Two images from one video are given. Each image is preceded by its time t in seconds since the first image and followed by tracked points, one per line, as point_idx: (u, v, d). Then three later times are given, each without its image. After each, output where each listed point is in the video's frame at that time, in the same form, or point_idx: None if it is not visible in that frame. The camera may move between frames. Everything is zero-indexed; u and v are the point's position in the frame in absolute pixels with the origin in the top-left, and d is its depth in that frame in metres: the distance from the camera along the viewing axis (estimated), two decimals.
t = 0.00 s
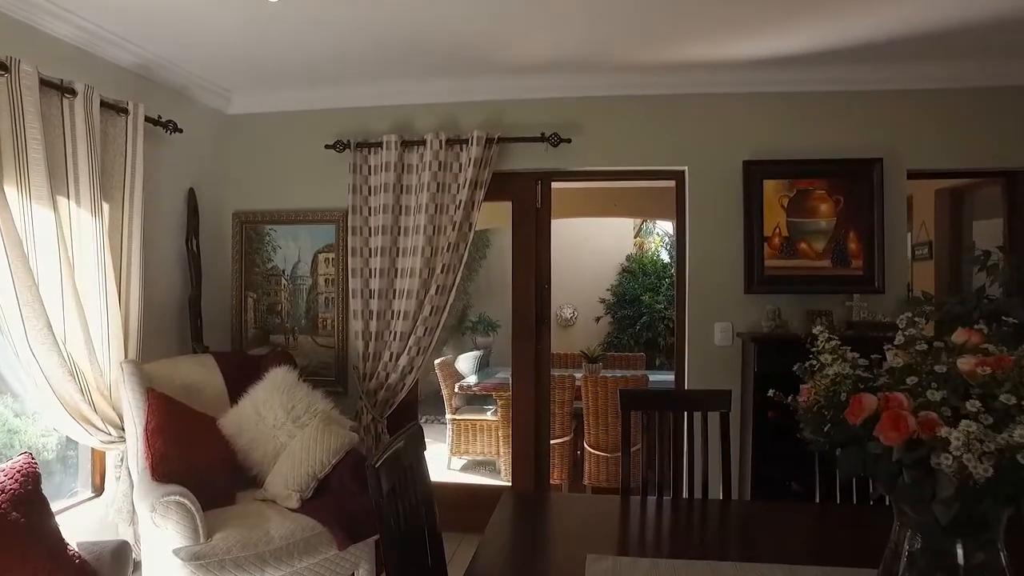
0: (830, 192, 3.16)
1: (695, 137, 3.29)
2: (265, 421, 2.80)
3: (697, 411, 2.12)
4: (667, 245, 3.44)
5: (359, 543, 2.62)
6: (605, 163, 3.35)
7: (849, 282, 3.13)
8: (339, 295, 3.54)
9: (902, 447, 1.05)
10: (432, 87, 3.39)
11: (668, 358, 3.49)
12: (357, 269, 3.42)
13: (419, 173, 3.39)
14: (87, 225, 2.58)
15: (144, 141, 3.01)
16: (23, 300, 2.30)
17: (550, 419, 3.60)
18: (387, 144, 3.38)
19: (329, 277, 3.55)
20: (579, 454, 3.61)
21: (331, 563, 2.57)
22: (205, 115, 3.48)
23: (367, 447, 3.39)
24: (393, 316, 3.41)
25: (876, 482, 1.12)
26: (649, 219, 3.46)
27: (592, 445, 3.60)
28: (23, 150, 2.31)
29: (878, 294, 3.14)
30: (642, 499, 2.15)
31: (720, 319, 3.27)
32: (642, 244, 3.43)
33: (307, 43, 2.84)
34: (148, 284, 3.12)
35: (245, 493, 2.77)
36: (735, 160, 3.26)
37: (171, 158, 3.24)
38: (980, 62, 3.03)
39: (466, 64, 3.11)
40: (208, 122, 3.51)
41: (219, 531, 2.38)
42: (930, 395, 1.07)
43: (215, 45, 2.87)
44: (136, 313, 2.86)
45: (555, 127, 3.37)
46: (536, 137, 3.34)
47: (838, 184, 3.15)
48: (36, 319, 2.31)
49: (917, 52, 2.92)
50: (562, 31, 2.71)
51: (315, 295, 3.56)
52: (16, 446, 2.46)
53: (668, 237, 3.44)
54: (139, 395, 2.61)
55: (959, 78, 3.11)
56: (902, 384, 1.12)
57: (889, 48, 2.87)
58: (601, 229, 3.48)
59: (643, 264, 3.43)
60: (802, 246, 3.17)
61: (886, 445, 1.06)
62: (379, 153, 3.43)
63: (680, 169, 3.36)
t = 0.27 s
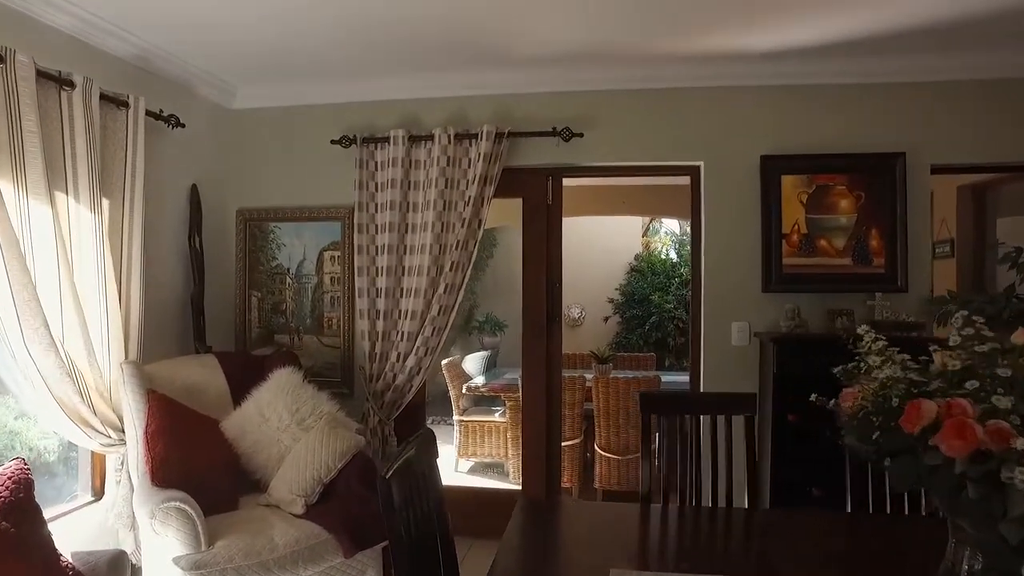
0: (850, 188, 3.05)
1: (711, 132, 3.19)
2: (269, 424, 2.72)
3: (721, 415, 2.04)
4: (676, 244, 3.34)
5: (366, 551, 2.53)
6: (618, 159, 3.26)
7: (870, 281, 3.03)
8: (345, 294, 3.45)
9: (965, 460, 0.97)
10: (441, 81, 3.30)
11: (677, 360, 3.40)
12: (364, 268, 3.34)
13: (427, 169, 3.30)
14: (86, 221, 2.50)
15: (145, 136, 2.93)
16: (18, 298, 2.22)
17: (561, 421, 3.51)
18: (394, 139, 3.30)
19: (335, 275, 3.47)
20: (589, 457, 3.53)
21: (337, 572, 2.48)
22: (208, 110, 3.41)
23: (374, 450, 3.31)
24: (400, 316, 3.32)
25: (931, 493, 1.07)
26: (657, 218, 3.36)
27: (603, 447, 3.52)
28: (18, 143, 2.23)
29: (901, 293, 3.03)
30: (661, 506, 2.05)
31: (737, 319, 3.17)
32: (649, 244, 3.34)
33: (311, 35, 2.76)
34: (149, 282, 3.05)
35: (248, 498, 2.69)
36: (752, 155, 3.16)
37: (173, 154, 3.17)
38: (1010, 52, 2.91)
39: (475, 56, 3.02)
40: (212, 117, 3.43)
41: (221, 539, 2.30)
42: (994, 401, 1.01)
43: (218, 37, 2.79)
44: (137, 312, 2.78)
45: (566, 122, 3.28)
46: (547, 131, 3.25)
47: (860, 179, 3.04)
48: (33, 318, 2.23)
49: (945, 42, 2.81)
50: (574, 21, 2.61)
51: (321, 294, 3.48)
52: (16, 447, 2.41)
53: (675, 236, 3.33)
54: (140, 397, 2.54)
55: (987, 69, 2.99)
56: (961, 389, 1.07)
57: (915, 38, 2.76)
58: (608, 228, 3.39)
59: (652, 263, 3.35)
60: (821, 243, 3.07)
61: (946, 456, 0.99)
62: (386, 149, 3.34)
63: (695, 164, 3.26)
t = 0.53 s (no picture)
0: (870, 185, 2.95)
1: (726, 128, 3.09)
2: (271, 429, 2.63)
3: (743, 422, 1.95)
4: (680, 244, 3.29)
5: (371, 562, 2.44)
6: (629, 156, 3.16)
7: (890, 282, 2.93)
8: (349, 294, 3.36)
9: None
10: (447, 75, 3.20)
11: (685, 361, 3.34)
12: (368, 268, 3.25)
13: (433, 167, 3.21)
14: (82, 221, 2.41)
15: (144, 132, 2.84)
16: (10, 300, 2.13)
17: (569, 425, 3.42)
18: (399, 135, 3.21)
19: (338, 276, 3.38)
20: (597, 459, 3.59)
21: None
22: (209, 105, 3.32)
23: (378, 455, 3.21)
24: (405, 317, 3.23)
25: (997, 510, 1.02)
26: (661, 217, 3.31)
27: (612, 450, 3.58)
28: (11, 139, 2.14)
29: (921, 294, 2.93)
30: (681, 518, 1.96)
31: (752, 320, 3.08)
32: (653, 244, 3.31)
33: (314, 28, 2.67)
34: (147, 283, 2.96)
35: (248, 506, 2.61)
36: (769, 152, 3.07)
37: (173, 151, 3.08)
38: None
39: (483, 50, 2.93)
40: (212, 113, 3.35)
41: (221, 550, 2.22)
42: None
43: (217, 30, 2.70)
44: (134, 314, 2.69)
45: (577, 118, 3.18)
46: (557, 128, 3.15)
47: (879, 176, 2.95)
48: (26, 320, 2.14)
49: (971, 35, 2.71)
50: (587, 14, 2.52)
51: (324, 295, 3.39)
52: (12, 451, 2.34)
53: (679, 236, 3.28)
54: (137, 402, 2.45)
55: (1013, 62, 2.89)
56: None
57: (941, 31, 2.66)
58: (613, 227, 3.34)
59: (658, 264, 3.31)
60: (839, 243, 2.97)
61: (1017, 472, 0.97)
62: (391, 145, 3.26)
63: (709, 161, 3.16)
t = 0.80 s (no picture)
0: (879, 184, 2.90)
1: (732, 126, 3.04)
2: (270, 433, 2.58)
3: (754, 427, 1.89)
4: (681, 244, 3.29)
5: (372, 569, 2.39)
6: (634, 154, 3.11)
7: (899, 282, 2.88)
8: (350, 295, 3.31)
9: None
10: (449, 73, 3.15)
11: (686, 362, 3.34)
12: (368, 268, 3.19)
13: (435, 165, 3.16)
14: (76, 219, 2.36)
15: (141, 129, 2.79)
16: (3, 300, 2.08)
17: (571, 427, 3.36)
18: (401, 133, 3.16)
19: (338, 276, 3.33)
20: (599, 461, 3.55)
21: None
22: (208, 103, 3.27)
23: (379, 458, 3.16)
24: (406, 318, 3.18)
25: None
26: (664, 216, 3.29)
27: (614, 453, 3.50)
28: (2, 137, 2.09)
29: (931, 295, 2.88)
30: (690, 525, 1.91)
31: (758, 322, 3.03)
32: (654, 244, 3.31)
33: (315, 24, 2.61)
34: (144, 283, 2.90)
35: (246, 511, 2.55)
36: (777, 150, 3.01)
37: (170, 149, 3.03)
38: None
39: (485, 47, 2.88)
40: (211, 110, 3.30)
41: (218, 556, 2.16)
42: None
43: (215, 26, 2.65)
44: (130, 315, 2.64)
45: (581, 115, 3.13)
46: (561, 125, 3.10)
47: (888, 175, 2.90)
48: (18, 321, 2.09)
49: (985, 31, 2.66)
50: (594, 9, 2.46)
51: (323, 295, 3.34)
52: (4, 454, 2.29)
53: (679, 237, 3.28)
54: (133, 405, 2.40)
55: None
56: None
57: (954, 27, 2.61)
58: (614, 227, 3.32)
59: (660, 265, 3.32)
60: (848, 243, 2.92)
61: None
62: (392, 144, 3.20)
63: (715, 160, 3.11)
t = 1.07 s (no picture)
0: (875, 185, 2.90)
1: (728, 126, 3.03)
2: (261, 436, 2.55)
3: (750, 429, 1.88)
4: (676, 244, 3.19)
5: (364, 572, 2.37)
6: (629, 155, 3.09)
7: (894, 284, 2.88)
8: (343, 296, 3.28)
9: None
10: (443, 72, 3.13)
11: (681, 363, 3.25)
12: (362, 269, 3.17)
13: (428, 165, 3.14)
14: (65, 219, 2.33)
15: (131, 128, 2.76)
16: None
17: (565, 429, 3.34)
18: (395, 133, 3.13)
19: (330, 277, 3.30)
20: (593, 464, 3.41)
21: None
22: (200, 102, 3.24)
23: (371, 461, 3.13)
24: (399, 320, 3.16)
25: None
26: (658, 215, 3.21)
27: (608, 455, 3.39)
28: None
29: (926, 296, 2.88)
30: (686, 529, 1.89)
31: (754, 323, 3.01)
32: (648, 244, 3.19)
33: (309, 23, 2.59)
34: (134, 284, 2.87)
35: (237, 515, 2.52)
36: (773, 150, 3.00)
37: (161, 148, 2.99)
38: None
39: (480, 46, 2.86)
40: (203, 109, 3.27)
41: (208, 560, 2.13)
42: None
43: (206, 25, 2.62)
44: (120, 317, 2.60)
45: (577, 115, 3.11)
46: (556, 125, 3.08)
47: (884, 176, 2.89)
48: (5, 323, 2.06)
49: (983, 32, 2.65)
50: (592, 10, 2.45)
51: (316, 296, 3.31)
52: None
53: (673, 236, 3.18)
54: (122, 408, 2.37)
55: None
56: None
57: (953, 28, 2.61)
58: (608, 226, 3.24)
59: (654, 264, 3.20)
60: (843, 244, 2.91)
61: None
62: (386, 143, 3.18)
63: (710, 160, 3.10)
